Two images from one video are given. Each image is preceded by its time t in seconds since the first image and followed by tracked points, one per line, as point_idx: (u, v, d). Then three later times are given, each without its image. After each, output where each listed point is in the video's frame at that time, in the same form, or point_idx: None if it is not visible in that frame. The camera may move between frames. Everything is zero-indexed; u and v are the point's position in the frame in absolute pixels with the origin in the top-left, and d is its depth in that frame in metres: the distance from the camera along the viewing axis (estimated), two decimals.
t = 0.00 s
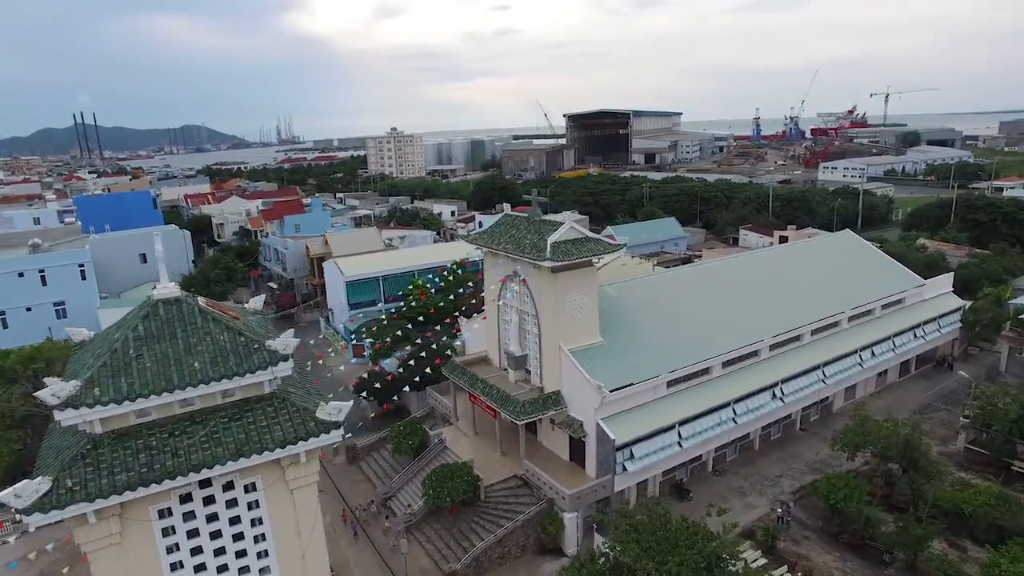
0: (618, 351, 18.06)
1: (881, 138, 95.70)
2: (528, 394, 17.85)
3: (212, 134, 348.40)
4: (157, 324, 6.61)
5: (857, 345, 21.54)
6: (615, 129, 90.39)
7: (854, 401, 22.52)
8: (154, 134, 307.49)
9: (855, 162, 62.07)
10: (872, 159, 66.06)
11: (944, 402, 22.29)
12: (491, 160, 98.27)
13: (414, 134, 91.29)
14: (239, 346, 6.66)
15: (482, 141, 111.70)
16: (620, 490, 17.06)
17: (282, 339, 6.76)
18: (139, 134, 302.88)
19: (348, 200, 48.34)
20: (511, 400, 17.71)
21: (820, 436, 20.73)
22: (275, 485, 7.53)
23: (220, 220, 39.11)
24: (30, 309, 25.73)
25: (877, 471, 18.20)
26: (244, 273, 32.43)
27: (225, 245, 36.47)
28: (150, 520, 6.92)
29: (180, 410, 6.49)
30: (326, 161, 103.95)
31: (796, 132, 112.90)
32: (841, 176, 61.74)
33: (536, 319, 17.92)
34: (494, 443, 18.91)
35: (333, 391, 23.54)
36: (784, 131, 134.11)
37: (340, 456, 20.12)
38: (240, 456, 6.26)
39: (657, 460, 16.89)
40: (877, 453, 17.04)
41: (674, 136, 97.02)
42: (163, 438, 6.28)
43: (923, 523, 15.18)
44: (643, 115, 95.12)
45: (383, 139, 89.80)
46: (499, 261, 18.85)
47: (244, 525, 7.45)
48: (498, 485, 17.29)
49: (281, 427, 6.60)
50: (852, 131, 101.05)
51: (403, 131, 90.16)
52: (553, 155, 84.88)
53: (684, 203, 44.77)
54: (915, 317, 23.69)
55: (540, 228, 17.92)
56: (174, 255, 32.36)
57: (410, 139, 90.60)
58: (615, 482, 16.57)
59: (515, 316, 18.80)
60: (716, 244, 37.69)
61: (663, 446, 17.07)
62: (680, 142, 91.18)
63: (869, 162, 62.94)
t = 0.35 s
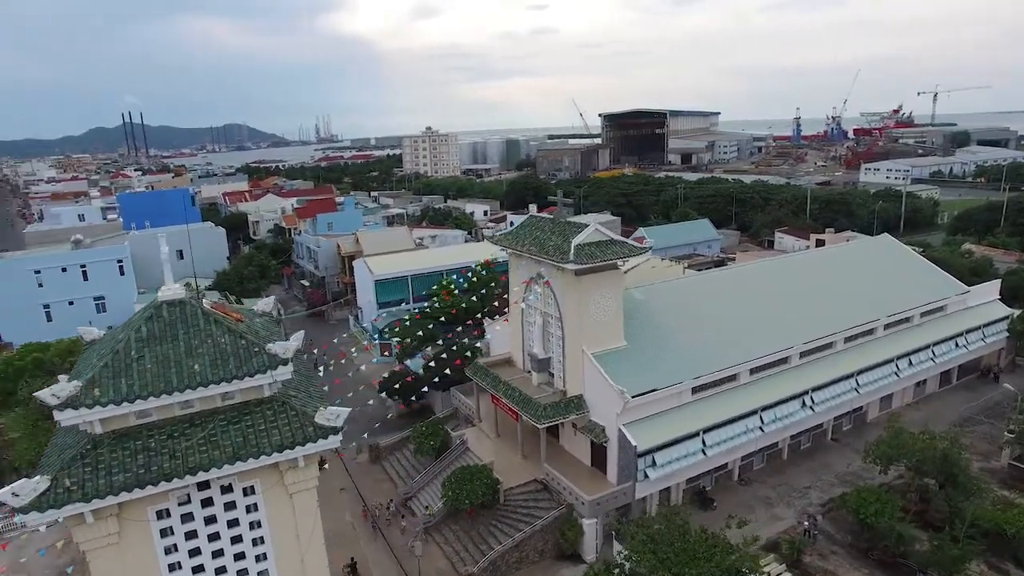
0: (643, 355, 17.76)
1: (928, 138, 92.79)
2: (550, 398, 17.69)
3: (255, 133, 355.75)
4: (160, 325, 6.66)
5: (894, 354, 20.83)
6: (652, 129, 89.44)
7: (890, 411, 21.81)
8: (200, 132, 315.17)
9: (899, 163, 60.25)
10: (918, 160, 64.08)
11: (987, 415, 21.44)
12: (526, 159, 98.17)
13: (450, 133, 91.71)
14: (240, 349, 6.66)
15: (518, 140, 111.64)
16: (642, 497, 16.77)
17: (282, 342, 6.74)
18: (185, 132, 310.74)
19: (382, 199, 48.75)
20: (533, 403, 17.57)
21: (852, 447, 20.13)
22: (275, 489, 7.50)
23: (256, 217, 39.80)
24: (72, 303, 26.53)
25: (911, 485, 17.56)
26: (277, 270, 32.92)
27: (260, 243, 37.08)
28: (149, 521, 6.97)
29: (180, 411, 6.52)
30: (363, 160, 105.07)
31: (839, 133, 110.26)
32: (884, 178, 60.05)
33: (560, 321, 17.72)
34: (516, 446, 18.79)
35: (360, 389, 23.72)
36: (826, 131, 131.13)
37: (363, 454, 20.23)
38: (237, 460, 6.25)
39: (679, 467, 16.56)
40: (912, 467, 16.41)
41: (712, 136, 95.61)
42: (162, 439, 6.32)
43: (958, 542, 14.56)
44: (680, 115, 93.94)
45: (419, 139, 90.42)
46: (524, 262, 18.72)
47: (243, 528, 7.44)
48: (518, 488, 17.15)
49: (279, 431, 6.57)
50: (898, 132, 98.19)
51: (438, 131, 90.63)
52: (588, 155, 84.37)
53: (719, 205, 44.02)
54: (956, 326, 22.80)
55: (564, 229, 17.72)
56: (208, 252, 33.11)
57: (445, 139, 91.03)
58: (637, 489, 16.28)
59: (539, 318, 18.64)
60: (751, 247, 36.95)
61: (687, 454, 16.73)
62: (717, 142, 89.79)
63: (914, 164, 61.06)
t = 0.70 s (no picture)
0: (664, 359, 17.48)
1: (971, 138, 90.12)
2: (569, 401, 17.53)
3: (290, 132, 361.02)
4: (162, 326, 6.70)
5: (926, 362, 20.19)
6: (683, 129, 88.49)
7: (922, 421, 21.18)
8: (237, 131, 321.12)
9: (938, 165, 58.62)
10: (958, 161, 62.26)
11: None
12: (555, 159, 97.92)
13: (479, 133, 91.90)
14: (239, 352, 6.66)
15: (548, 140, 111.40)
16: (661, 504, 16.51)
17: (281, 346, 6.72)
18: (223, 131, 316.72)
19: (410, 198, 49.01)
20: (551, 407, 17.43)
21: (881, 457, 19.56)
22: (273, 492, 7.45)
23: (285, 215, 40.31)
24: (105, 298, 27.10)
25: (943, 499, 16.98)
26: (304, 268, 33.31)
27: (288, 241, 37.53)
28: (148, 521, 7.01)
29: (179, 413, 6.53)
30: (393, 159, 105.88)
31: (877, 133, 107.74)
32: (923, 180, 58.44)
33: (580, 324, 17.53)
34: (534, 449, 18.66)
35: (382, 388, 23.82)
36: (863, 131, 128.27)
37: (382, 453, 20.27)
38: (232, 463, 6.23)
39: (699, 475, 16.27)
40: (943, 480, 15.87)
41: (745, 136, 94.15)
42: (160, 441, 6.34)
43: (991, 560, 14.02)
44: (713, 114, 92.72)
45: (448, 138, 90.77)
46: (545, 264, 18.57)
47: (241, 530, 7.43)
48: (534, 492, 17.00)
49: (276, 434, 6.54)
50: (939, 131, 95.48)
51: (468, 130, 90.84)
52: (618, 155, 83.79)
53: (749, 207, 43.31)
54: (994, 334, 22.02)
55: (585, 231, 17.52)
56: (239, 249, 33.60)
57: (474, 138, 91.17)
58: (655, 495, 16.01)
59: (559, 321, 18.49)
60: (781, 249, 36.26)
61: (707, 461, 16.43)
62: (750, 143, 88.46)
63: (955, 164, 59.31)
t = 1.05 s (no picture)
0: (687, 364, 17.13)
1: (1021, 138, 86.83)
2: (588, 406, 17.30)
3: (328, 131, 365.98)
4: (161, 329, 6.73)
5: (964, 373, 19.45)
6: (718, 129, 87.13)
7: (958, 434, 20.42)
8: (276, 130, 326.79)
9: (984, 166, 56.59)
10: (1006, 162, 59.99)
11: None
12: (588, 159, 97.35)
13: (511, 132, 91.84)
14: (236, 356, 6.64)
15: (580, 140, 110.86)
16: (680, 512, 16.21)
17: (277, 351, 6.68)
18: (262, 130, 322.47)
19: (441, 197, 49.13)
20: (571, 411, 17.22)
21: (914, 470, 18.91)
22: (268, 497, 7.43)
23: (317, 214, 40.79)
24: (138, 294, 27.73)
25: (979, 517, 16.33)
26: (333, 267, 33.61)
27: (319, 240, 37.96)
28: (144, 524, 7.06)
29: (175, 416, 6.53)
30: (426, 159, 106.50)
31: (920, 133, 104.61)
32: (967, 181, 56.46)
33: (601, 327, 17.28)
34: (553, 452, 18.48)
35: (405, 387, 23.90)
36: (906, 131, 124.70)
37: (402, 453, 20.31)
38: (226, 468, 6.22)
39: (720, 484, 15.92)
40: (979, 497, 15.23)
41: (782, 136, 92.28)
42: (155, 443, 6.36)
43: None
44: (749, 114, 91.09)
45: (480, 138, 90.90)
46: (567, 266, 18.35)
47: (236, 534, 7.43)
48: (552, 497, 16.83)
49: (272, 439, 6.52)
50: (987, 131, 92.20)
51: (500, 129, 90.82)
52: (651, 155, 82.99)
53: (783, 209, 42.40)
54: None
55: (607, 234, 17.27)
56: (270, 247, 34.06)
57: (506, 137, 91.08)
58: (674, 503, 15.71)
59: (580, 324, 18.24)
60: (815, 252, 35.40)
61: (729, 470, 16.06)
62: (787, 143, 86.68)
63: (1002, 165, 57.13)
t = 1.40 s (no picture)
0: (707, 370, 16.83)
1: None
2: (606, 410, 17.09)
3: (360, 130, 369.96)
4: (162, 332, 6.75)
5: (998, 384, 18.79)
6: (749, 129, 86.01)
7: (991, 446, 19.77)
8: (309, 128, 331.34)
9: None
10: None
11: None
12: (616, 159, 96.85)
13: (540, 132, 91.77)
14: (233, 359, 6.63)
15: (609, 140, 110.34)
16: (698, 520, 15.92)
17: (274, 354, 6.64)
18: (296, 129, 327.14)
19: (467, 196, 49.26)
20: (588, 415, 17.01)
21: (943, 482, 18.34)
22: (264, 499, 6.84)
23: (344, 212, 41.18)
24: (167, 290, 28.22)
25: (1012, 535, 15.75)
26: (358, 266, 33.85)
27: (345, 238, 38.28)
28: (140, 525, 6.55)
29: (173, 418, 6.54)
30: (455, 158, 107.05)
31: (960, 133, 101.76)
32: (1008, 184, 54.75)
33: (619, 331, 17.03)
34: (570, 456, 18.30)
35: (426, 386, 23.94)
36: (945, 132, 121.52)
37: (420, 453, 20.33)
38: (219, 471, 6.21)
39: (738, 493, 15.60)
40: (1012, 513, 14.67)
41: (815, 136, 90.58)
42: (152, 445, 6.36)
43: None
44: (781, 114, 89.66)
45: (508, 138, 91.09)
46: (587, 268, 18.12)
47: (232, 537, 6.86)
48: (567, 501, 16.65)
49: (266, 444, 6.48)
50: None
51: (528, 129, 90.83)
52: (679, 155, 82.26)
53: (814, 211, 41.63)
54: None
55: (627, 237, 17.04)
56: (296, 245, 34.47)
57: (534, 137, 91.05)
58: (690, 511, 15.43)
59: (599, 327, 18.02)
60: (846, 256, 34.65)
61: (748, 478, 15.73)
62: (820, 143, 85.19)
63: None
